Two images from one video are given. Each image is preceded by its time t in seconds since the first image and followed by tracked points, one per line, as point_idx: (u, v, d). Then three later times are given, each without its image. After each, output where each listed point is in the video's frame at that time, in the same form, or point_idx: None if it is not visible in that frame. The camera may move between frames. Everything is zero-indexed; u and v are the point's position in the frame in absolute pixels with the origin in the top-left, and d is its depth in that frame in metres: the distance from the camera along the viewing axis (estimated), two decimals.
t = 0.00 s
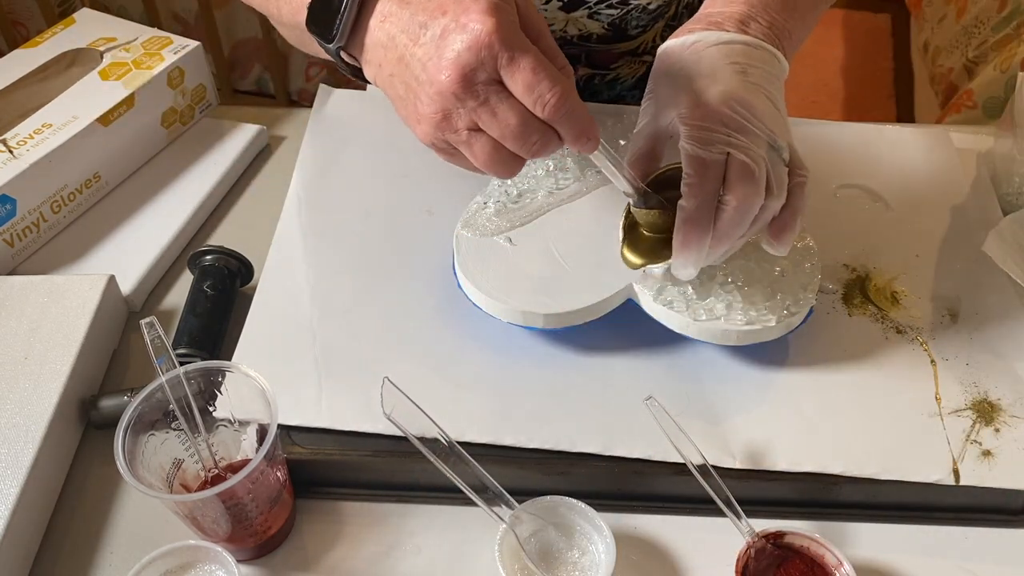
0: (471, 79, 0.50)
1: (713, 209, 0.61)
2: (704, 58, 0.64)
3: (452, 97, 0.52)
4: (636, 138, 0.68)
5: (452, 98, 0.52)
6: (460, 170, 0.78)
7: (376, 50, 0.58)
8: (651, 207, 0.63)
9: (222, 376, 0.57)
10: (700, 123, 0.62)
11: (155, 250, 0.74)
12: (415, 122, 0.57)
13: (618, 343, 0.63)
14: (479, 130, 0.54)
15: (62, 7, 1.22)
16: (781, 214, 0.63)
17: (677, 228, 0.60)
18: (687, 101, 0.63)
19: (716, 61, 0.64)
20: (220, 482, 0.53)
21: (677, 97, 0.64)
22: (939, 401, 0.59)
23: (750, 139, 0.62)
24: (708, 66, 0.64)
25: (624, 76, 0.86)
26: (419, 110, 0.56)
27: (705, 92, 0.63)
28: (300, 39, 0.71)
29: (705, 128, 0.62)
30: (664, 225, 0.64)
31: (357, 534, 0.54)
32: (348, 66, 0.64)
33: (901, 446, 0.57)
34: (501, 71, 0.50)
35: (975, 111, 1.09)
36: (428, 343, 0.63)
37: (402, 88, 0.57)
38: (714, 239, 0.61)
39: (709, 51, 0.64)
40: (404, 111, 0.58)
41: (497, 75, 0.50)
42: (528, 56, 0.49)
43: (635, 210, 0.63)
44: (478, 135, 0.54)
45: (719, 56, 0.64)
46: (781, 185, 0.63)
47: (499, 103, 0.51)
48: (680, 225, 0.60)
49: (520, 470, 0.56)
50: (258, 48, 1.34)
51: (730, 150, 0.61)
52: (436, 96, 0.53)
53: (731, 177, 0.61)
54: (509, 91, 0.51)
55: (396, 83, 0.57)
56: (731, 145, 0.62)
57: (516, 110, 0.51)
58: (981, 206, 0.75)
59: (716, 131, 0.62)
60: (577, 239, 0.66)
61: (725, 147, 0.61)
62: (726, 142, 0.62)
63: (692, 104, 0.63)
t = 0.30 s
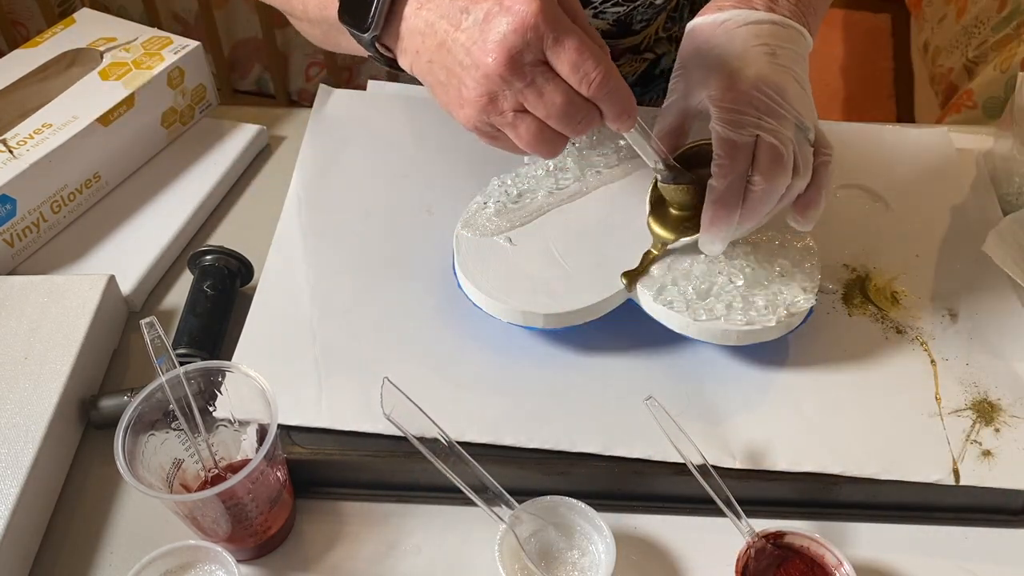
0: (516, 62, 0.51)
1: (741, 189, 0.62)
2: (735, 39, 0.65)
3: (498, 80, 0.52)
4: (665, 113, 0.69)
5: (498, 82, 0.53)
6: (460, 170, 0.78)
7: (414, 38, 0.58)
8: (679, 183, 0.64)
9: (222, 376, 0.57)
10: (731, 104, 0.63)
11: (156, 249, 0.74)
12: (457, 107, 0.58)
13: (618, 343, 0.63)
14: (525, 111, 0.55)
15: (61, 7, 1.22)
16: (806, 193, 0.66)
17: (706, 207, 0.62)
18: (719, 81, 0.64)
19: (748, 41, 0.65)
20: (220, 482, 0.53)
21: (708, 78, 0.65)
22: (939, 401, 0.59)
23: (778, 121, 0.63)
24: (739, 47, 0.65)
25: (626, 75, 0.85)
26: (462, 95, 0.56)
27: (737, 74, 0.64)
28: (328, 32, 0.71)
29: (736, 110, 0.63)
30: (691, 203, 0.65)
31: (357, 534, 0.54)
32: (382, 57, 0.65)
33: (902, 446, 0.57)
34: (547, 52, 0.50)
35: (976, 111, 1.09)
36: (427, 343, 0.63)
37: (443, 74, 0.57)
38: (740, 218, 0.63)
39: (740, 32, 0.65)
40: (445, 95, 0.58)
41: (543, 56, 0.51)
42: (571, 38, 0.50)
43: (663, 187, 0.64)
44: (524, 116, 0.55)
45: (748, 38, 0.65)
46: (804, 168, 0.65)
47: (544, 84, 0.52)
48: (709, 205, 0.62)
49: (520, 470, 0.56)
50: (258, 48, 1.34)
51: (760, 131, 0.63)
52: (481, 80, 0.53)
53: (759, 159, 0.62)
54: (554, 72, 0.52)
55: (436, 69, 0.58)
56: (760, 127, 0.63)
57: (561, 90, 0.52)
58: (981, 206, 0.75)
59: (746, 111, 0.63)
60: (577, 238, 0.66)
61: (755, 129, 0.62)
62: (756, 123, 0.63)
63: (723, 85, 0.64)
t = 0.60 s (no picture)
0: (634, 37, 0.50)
1: (829, 149, 0.64)
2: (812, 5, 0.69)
3: (615, 55, 0.52)
4: (743, 78, 0.70)
5: (616, 58, 0.52)
6: (460, 170, 0.78)
7: (513, 19, 0.57)
8: (756, 151, 0.63)
9: (222, 376, 0.57)
10: (816, 67, 0.65)
11: (156, 249, 0.74)
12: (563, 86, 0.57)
13: (618, 343, 0.63)
14: (639, 86, 0.54)
15: (61, 7, 1.22)
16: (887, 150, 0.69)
17: (795, 168, 0.64)
18: (802, 46, 0.67)
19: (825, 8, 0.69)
20: (220, 481, 0.53)
21: (789, 43, 0.67)
22: (939, 401, 0.59)
23: (862, 82, 0.66)
24: (817, 16, 0.68)
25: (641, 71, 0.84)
26: (574, 73, 0.55)
27: (817, 38, 0.66)
28: (395, 23, 0.71)
29: (822, 72, 0.65)
30: (766, 170, 0.64)
31: (357, 534, 0.54)
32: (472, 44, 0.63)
33: (902, 446, 0.57)
34: (665, 25, 0.50)
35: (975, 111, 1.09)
36: (428, 343, 0.63)
37: (549, 54, 0.56)
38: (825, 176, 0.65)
39: None
40: (548, 76, 0.57)
41: (661, 30, 0.51)
42: (687, 13, 0.50)
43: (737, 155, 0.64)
44: (640, 90, 0.54)
45: (824, 7, 0.69)
46: (888, 126, 0.67)
47: (663, 59, 0.51)
48: (799, 165, 0.64)
49: (520, 470, 0.55)
50: (258, 48, 1.34)
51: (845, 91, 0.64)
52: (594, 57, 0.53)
53: (846, 117, 0.64)
54: (671, 45, 0.51)
55: (540, 50, 0.57)
56: (846, 87, 0.64)
57: (677, 62, 0.52)
58: (980, 206, 0.75)
59: (827, 72, 0.65)
60: (578, 238, 0.66)
61: (841, 90, 0.64)
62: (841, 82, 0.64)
63: (808, 48, 0.66)
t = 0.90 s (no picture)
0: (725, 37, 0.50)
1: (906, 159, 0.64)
2: (885, 14, 0.67)
3: (707, 53, 0.50)
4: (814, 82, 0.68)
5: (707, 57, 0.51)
6: (461, 169, 0.78)
7: (595, 20, 0.57)
8: (823, 154, 0.60)
9: (222, 376, 0.57)
10: (894, 77, 0.64)
11: (156, 249, 0.74)
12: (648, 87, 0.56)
13: (618, 343, 0.63)
14: (729, 87, 0.53)
15: (61, 7, 1.22)
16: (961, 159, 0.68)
17: (866, 178, 0.64)
18: (880, 53, 0.65)
19: (897, 18, 0.67)
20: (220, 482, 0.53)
21: (863, 50, 0.65)
22: (939, 400, 0.59)
23: (939, 91, 0.65)
24: (890, 22, 0.67)
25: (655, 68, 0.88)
26: (660, 72, 0.53)
27: (896, 43, 0.64)
28: (457, 25, 0.71)
29: (898, 80, 0.64)
30: (829, 169, 0.61)
31: (357, 534, 0.54)
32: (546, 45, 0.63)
33: (902, 446, 0.57)
34: (757, 24, 0.50)
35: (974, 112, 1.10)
36: (428, 343, 0.63)
37: (633, 54, 0.55)
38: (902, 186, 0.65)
39: (887, 9, 0.67)
40: (629, 76, 0.56)
41: (753, 29, 0.50)
42: (779, 13, 0.50)
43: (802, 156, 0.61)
44: (729, 90, 0.53)
45: (896, 13, 0.67)
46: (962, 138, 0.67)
47: (754, 58, 0.50)
48: (874, 176, 0.63)
49: (520, 470, 0.55)
50: (258, 48, 1.34)
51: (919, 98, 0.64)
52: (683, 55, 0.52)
53: (922, 128, 0.64)
54: (762, 46, 0.50)
55: (624, 51, 0.56)
56: (923, 97, 0.63)
57: (768, 62, 0.50)
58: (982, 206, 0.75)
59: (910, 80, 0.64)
60: (578, 238, 0.66)
61: (918, 99, 0.63)
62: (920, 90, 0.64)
63: (885, 57, 0.65)
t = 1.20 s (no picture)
0: None
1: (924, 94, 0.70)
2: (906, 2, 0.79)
3: None
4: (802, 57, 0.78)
5: None
6: (461, 170, 0.78)
7: None
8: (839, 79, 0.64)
9: (222, 376, 0.57)
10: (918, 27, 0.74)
11: (156, 249, 0.74)
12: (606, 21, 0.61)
13: (618, 343, 0.63)
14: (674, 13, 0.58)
15: (61, 7, 1.22)
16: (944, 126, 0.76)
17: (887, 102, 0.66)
18: (892, 19, 0.76)
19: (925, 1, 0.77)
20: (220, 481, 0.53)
21: (880, 19, 0.76)
22: (939, 400, 0.59)
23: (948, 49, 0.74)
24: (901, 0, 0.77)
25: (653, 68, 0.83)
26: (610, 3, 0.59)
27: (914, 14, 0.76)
28: None
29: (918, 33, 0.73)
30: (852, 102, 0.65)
31: (357, 534, 0.54)
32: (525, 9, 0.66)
33: (902, 446, 0.57)
34: None
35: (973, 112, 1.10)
36: (428, 343, 0.63)
37: None
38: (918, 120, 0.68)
39: None
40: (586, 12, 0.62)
41: None
42: None
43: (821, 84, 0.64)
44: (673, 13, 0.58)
45: None
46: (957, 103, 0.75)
47: None
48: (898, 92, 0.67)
49: (520, 470, 0.55)
50: (258, 49, 1.34)
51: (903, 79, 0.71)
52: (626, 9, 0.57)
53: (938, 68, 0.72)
54: None
55: None
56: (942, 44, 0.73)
57: None
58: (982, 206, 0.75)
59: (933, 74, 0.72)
60: (578, 238, 0.66)
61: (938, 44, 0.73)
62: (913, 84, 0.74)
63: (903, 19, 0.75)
